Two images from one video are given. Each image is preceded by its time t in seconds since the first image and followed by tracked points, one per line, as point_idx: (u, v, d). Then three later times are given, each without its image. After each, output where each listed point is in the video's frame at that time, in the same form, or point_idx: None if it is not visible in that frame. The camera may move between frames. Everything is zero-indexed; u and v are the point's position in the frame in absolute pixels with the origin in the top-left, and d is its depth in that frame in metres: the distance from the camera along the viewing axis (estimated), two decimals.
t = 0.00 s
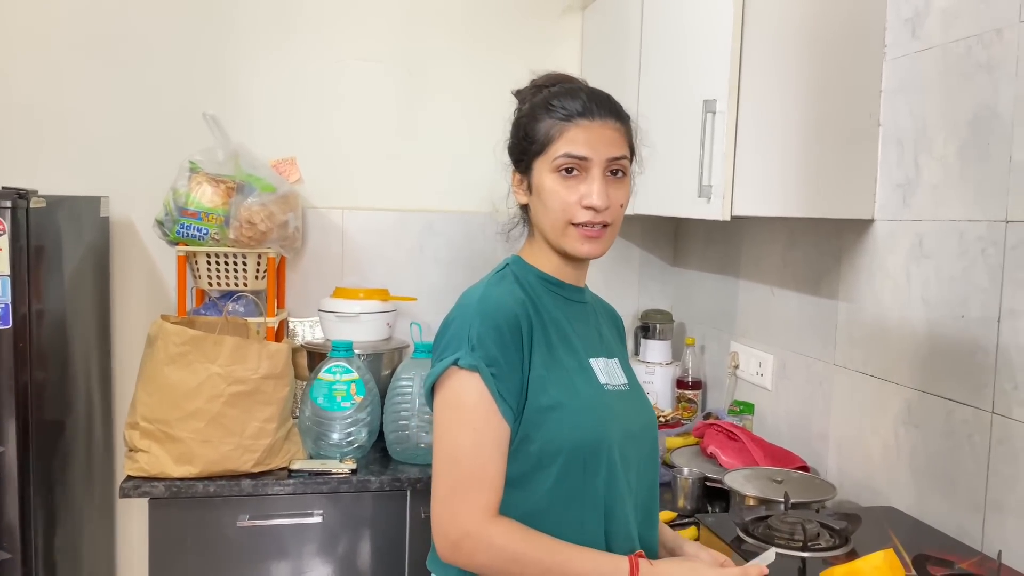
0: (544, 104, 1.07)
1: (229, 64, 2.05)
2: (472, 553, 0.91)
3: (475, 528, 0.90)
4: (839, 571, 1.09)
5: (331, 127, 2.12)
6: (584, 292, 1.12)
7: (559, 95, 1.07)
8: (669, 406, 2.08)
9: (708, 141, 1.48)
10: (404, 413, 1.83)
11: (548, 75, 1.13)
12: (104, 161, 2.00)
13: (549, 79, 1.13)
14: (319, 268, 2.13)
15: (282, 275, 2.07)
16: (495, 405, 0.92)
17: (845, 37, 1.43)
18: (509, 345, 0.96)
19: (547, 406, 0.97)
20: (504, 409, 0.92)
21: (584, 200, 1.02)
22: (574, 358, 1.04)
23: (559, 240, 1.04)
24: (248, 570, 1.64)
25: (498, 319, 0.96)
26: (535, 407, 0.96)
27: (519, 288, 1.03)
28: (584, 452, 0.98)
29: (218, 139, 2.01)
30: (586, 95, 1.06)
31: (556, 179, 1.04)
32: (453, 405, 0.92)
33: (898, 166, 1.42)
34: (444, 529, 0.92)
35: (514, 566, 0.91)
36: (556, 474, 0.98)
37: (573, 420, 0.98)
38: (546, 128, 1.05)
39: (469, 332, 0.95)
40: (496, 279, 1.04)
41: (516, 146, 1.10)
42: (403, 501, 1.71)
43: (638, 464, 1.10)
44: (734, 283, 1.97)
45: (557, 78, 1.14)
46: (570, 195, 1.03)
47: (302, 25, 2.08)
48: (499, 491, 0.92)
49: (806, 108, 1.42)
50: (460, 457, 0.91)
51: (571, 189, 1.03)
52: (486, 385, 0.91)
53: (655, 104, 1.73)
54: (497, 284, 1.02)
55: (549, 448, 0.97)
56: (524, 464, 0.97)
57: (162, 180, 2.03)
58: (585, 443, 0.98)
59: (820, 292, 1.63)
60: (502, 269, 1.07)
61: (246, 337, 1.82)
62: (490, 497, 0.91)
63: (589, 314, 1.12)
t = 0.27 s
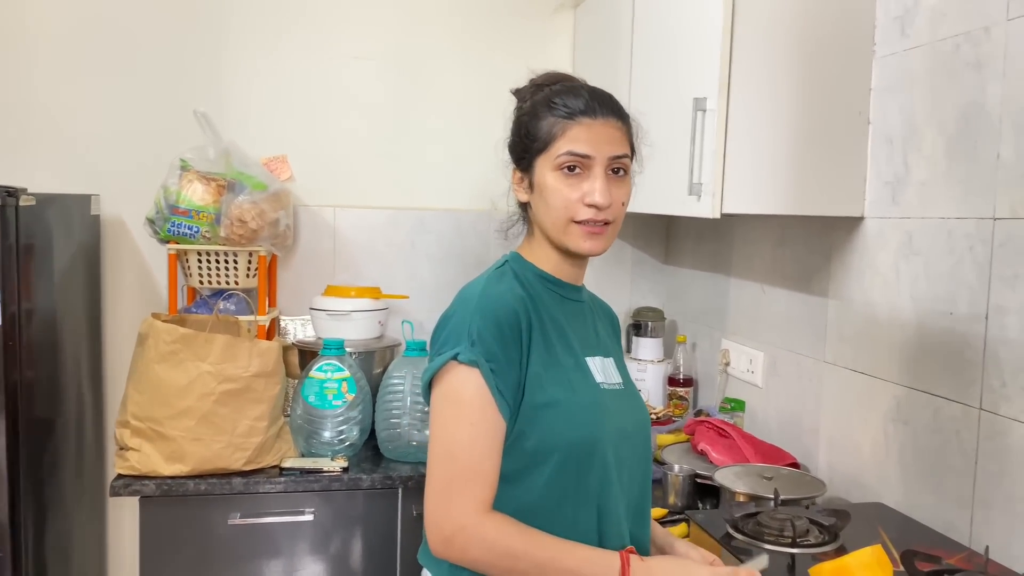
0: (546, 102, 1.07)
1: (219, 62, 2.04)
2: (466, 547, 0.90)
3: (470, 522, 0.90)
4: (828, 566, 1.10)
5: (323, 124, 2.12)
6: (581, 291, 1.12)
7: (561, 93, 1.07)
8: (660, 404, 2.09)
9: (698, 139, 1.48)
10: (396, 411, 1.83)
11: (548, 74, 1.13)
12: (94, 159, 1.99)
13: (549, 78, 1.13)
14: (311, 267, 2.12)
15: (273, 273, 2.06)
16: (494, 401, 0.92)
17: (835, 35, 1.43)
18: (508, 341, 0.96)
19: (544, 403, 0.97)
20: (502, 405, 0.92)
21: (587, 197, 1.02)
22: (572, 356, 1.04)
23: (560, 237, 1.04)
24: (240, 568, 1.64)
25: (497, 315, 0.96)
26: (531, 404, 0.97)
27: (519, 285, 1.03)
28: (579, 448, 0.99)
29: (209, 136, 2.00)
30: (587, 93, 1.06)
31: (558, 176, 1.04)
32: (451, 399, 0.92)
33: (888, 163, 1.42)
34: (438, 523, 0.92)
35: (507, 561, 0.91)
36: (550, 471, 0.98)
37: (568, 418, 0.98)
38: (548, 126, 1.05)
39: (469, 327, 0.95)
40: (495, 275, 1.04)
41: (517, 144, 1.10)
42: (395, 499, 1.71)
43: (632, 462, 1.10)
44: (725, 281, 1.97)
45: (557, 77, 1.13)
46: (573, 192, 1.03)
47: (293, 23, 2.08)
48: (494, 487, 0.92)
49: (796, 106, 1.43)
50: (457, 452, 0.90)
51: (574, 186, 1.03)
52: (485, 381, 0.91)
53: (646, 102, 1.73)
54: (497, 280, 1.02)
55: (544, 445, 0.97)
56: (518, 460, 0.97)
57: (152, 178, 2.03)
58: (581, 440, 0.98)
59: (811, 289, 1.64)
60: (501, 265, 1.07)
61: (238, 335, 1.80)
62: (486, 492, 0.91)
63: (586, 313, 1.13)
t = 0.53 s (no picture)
0: (532, 99, 1.06)
1: (212, 60, 2.04)
2: (458, 546, 0.90)
3: (462, 520, 0.90)
4: (820, 563, 1.09)
5: (317, 124, 2.12)
6: (569, 288, 1.12)
7: (547, 90, 1.07)
8: (655, 402, 2.09)
9: (691, 136, 1.48)
10: (390, 410, 1.83)
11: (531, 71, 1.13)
12: (86, 158, 1.99)
13: (532, 75, 1.12)
14: (305, 266, 2.12)
15: (267, 272, 2.06)
16: (482, 398, 0.91)
17: (828, 33, 1.43)
18: (496, 338, 0.96)
19: (533, 400, 0.97)
20: (492, 402, 0.92)
21: (575, 194, 1.02)
22: (560, 353, 1.04)
23: (549, 234, 1.04)
24: (234, 567, 1.64)
25: (486, 313, 0.96)
26: (520, 401, 0.96)
27: (506, 282, 1.02)
28: (568, 445, 0.99)
29: (202, 135, 2.00)
30: (573, 90, 1.06)
31: (545, 173, 1.03)
32: (441, 398, 0.92)
33: (880, 161, 1.43)
34: (430, 523, 0.91)
35: (500, 559, 0.90)
36: (540, 468, 0.98)
37: (557, 415, 0.98)
38: (535, 123, 1.05)
39: (457, 325, 0.94)
40: (483, 273, 1.03)
41: (503, 142, 1.09)
42: (389, 498, 1.71)
43: (621, 459, 1.10)
44: (719, 279, 1.98)
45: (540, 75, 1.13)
46: (561, 188, 1.02)
47: (286, 21, 2.08)
48: (485, 485, 0.92)
49: (788, 104, 1.43)
50: (448, 450, 0.90)
51: (561, 183, 1.03)
52: (474, 378, 0.91)
53: (640, 101, 1.74)
54: (485, 278, 1.02)
55: (534, 443, 0.97)
56: (509, 458, 0.97)
57: (145, 178, 2.02)
58: (570, 437, 0.98)
59: (804, 287, 1.64)
60: (488, 263, 1.06)
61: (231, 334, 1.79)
62: (477, 491, 0.91)
63: (574, 310, 1.13)
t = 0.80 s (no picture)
0: (509, 96, 1.06)
1: (207, 59, 2.03)
2: (449, 546, 0.90)
3: (452, 521, 0.90)
4: (815, 561, 1.08)
5: (312, 123, 2.11)
6: (555, 285, 1.12)
7: (523, 86, 1.07)
8: (651, 401, 2.09)
9: (686, 135, 1.48)
10: (386, 409, 1.83)
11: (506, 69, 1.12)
12: (81, 157, 1.98)
13: (508, 73, 1.12)
14: (301, 265, 2.12)
15: (263, 271, 2.06)
16: (467, 397, 0.91)
17: (823, 31, 1.43)
18: (480, 338, 0.96)
19: (518, 398, 0.97)
20: (477, 401, 0.92)
21: (556, 190, 1.02)
22: (545, 350, 1.04)
23: (533, 231, 1.04)
24: (230, 567, 1.64)
25: (469, 313, 0.96)
26: (505, 399, 0.96)
27: (490, 281, 1.02)
28: (555, 443, 0.98)
29: (198, 134, 1.99)
30: (549, 85, 1.06)
31: (526, 170, 1.03)
32: (427, 399, 0.92)
33: (876, 160, 1.43)
34: (421, 524, 0.91)
35: (491, 559, 0.90)
36: (528, 467, 0.98)
37: (543, 412, 0.98)
38: (513, 120, 1.05)
39: (441, 326, 0.94)
40: (466, 273, 1.03)
41: (482, 140, 1.09)
42: (385, 497, 1.70)
43: (610, 456, 1.10)
44: (716, 278, 1.98)
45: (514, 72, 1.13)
46: (542, 185, 1.03)
47: (281, 20, 2.07)
48: (474, 484, 0.92)
49: (783, 103, 1.43)
50: (435, 451, 0.90)
51: (543, 181, 1.03)
52: (459, 378, 0.91)
53: (636, 99, 1.73)
54: (468, 277, 1.02)
55: (520, 441, 0.97)
56: (496, 457, 0.97)
57: (141, 177, 2.02)
58: (556, 434, 0.98)
59: (800, 286, 1.64)
60: (471, 263, 1.06)
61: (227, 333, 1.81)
62: (466, 491, 0.91)
63: (560, 308, 1.13)
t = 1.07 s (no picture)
0: (496, 99, 1.06)
1: (203, 59, 2.03)
2: (439, 546, 0.90)
3: (440, 521, 0.90)
4: (810, 560, 1.09)
5: (309, 123, 2.11)
6: (538, 284, 1.12)
7: (510, 89, 1.06)
8: (648, 400, 2.09)
9: (682, 135, 1.49)
10: (383, 409, 1.82)
11: (491, 67, 1.11)
12: (78, 157, 1.98)
13: (492, 71, 1.11)
14: (298, 265, 2.12)
15: (260, 272, 2.06)
16: (450, 398, 0.92)
17: (818, 32, 1.44)
18: (462, 339, 0.96)
19: (502, 397, 0.97)
20: (460, 401, 0.92)
21: (541, 196, 1.02)
22: (529, 349, 1.04)
23: (516, 235, 1.04)
24: (228, 567, 1.64)
25: (450, 314, 0.96)
26: (489, 399, 0.97)
27: (471, 282, 1.03)
28: (539, 440, 0.99)
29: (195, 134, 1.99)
30: (537, 89, 1.06)
31: (512, 174, 1.03)
32: (410, 401, 0.92)
33: (871, 160, 1.43)
34: (410, 524, 0.92)
35: (480, 558, 0.91)
36: (513, 465, 0.99)
37: (527, 410, 0.98)
38: (500, 123, 1.04)
39: (422, 328, 0.95)
40: (447, 274, 1.04)
41: (466, 140, 1.08)
42: (382, 496, 1.71)
43: (598, 452, 1.10)
44: (712, 278, 1.98)
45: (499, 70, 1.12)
46: (527, 190, 1.02)
47: (277, 20, 2.07)
48: (461, 484, 0.92)
49: (778, 103, 1.43)
50: (420, 453, 0.90)
51: (528, 185, 1.03)
52: (442, 379, 0.91)
53: (632, 100, 1.74)
54: (449, 279, 1.02)
55: (505, 440, 0.97)
56: (482, 456, 0.98)
57: (138, 177, 2.02)
58: (541, 432, 0.98)
59: (796, 285, 1.64)
60: (454, 265, 1.07)
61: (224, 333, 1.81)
62: (453, 490, 0.91)
63: (545, 306, 1.13)
